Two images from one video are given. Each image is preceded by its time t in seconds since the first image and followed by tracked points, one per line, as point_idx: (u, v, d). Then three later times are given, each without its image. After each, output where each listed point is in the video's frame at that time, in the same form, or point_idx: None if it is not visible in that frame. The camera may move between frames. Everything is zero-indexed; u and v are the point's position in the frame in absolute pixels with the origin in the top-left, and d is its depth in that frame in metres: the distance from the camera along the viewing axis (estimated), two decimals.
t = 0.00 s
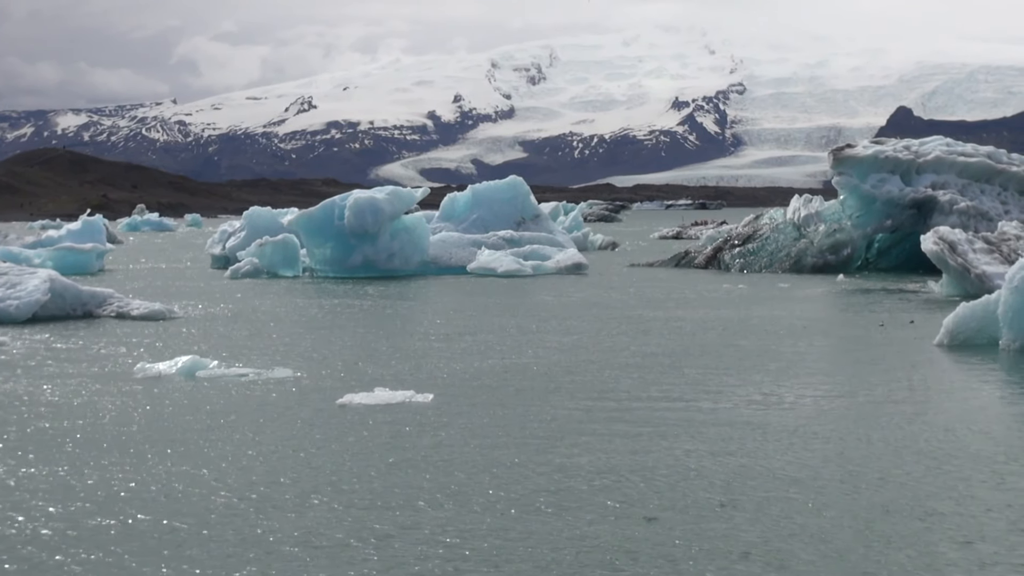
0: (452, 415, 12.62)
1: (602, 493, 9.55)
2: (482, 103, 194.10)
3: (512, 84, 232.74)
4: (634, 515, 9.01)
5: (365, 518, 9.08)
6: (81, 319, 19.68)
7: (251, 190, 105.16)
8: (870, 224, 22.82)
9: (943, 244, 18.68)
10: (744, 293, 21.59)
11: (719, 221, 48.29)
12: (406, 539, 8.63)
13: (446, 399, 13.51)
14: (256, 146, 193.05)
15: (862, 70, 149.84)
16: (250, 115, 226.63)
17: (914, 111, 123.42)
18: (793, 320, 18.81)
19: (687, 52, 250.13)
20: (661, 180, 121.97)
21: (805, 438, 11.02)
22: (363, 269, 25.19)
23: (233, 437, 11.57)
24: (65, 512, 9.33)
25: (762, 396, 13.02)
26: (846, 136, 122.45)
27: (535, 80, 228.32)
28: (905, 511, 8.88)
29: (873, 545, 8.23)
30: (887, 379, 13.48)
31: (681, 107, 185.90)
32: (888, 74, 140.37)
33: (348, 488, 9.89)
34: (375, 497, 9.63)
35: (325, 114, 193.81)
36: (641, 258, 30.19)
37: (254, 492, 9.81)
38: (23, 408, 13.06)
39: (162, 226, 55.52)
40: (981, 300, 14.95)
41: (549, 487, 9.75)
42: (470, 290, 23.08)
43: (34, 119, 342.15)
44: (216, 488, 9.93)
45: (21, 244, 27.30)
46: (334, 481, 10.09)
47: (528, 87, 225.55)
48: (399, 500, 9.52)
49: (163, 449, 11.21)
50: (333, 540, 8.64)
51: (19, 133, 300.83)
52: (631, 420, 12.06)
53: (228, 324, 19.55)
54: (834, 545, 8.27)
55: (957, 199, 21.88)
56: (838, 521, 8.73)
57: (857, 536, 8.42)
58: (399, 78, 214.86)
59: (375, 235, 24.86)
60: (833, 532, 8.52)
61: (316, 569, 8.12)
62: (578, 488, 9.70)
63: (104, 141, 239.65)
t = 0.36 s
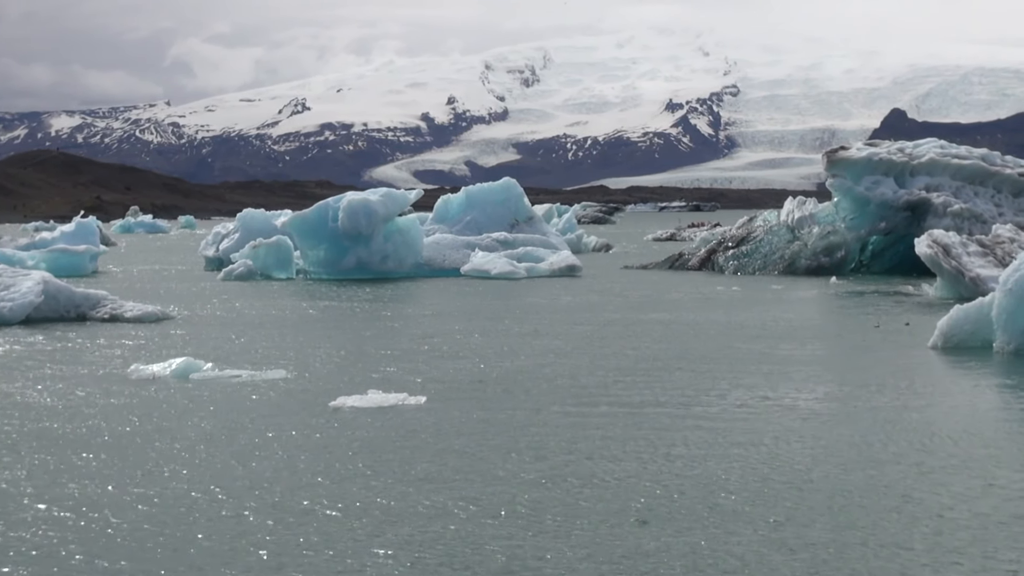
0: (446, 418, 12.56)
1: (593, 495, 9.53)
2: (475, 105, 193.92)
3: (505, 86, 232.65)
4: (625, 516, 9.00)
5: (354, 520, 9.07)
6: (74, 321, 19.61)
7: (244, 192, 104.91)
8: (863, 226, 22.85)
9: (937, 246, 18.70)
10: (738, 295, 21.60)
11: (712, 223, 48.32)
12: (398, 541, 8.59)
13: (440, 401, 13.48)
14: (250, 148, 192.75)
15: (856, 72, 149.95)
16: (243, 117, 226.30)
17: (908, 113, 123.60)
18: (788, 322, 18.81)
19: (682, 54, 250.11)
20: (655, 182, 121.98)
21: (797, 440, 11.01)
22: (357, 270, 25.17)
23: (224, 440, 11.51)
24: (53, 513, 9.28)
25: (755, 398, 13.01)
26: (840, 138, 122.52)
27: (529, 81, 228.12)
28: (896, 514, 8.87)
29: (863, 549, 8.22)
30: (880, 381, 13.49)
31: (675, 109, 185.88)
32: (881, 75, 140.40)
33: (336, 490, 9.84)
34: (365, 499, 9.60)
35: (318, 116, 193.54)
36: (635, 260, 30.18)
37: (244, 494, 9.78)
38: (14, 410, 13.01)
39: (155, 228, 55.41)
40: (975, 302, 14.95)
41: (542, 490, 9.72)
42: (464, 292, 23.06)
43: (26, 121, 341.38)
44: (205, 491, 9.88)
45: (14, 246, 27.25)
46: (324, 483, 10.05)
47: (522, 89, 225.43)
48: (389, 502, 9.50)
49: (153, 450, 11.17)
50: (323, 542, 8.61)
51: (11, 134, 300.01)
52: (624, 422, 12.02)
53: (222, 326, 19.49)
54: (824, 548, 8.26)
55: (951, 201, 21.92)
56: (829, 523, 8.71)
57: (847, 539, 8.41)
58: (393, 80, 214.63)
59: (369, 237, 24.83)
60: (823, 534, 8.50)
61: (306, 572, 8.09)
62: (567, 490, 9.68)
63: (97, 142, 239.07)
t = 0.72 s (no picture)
0: (433, 419, 12.52)
1: (580, 498, 9.47)
2: (465, 107, 193.73)
3: (495, 88, 232.28)
4: (611, 520, 8.94)
5: (339, 523, 9.00)
6: (62, 324, 19.53)
7: (234, 195, 104.67)
8: (853, 229, 22.87)
9: (927, 250, 18.73)
10: (727, 298, 21.62)
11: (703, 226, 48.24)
12: (379, 542, 8.56)
13: (427, 403, 13.42)
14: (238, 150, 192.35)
15: (846, 75, 149.99)
16: (232, 120, 225.90)
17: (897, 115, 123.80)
18: (776, 325, 18.83)
19: (673, 56, 249.96)
20: (644, 184, 121.96)
21: (787, 444, 10.95)
22: (346, 273, 25.12)
23: (208, 442, 11.46)
24: (33, 516, 9.21)
25: (745, 401, 12.97)
26: (830, 140, 122.56)
27: (519, 83, 228.09)
28: (885, 517, 8.83)
29: (850, 553, 8.17)
30: (870, 384, 13.47)
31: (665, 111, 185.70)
32: (872, 78, 140.45)
33: (321, 494, 9.77)
34: (349, 500, 9.58)
35: (307, 118, 193.23)
36: (624, 263, 30.17)
37: (228, 497, 9.71)
38: None
39: (145, 230, 55.26)
40: (964, 304, 14.98)
41: (526, 492, 9.71)
42: (453, 294, 23.02)
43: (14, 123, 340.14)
44: (189, 492, 9.84)
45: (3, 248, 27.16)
46: (308, 487, 9.98)
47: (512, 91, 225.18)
48: (374, 505, 9.44)
49: (137, 453, 11.09)
50: (306, 543, 8.59)
51: None
52: (610, 425, 11.98)
53: (211, 328, 19.43)
54: (811, 552, 8.21)
55: (941, 204, 21.96)
56: (815, 526, 8.69)
57: (835, 543, 8.36)
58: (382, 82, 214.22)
59: (359, 239, 24.79)
60: (809, 538, 8.45)
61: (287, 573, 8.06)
62: (553, 493, 9.63)
63: (86, 144, 238.39)
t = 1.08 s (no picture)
0: (417, 422, 12.48)
1: (564, 501, 9.48)
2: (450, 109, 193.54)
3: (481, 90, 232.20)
4: (595, 521, 8.94)
5: (323, 525, 8.99)
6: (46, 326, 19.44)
7: (219, 197, 104.32)
8: (838, 232, 22.95)
9: (912, 253, 18.76)
10: (712, 300, 21.65)
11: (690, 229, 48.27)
12: (363, 545, 8.53)
13: (412, 406, 13.37)
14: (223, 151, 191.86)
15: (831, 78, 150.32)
16: (216, 122, 225.37)
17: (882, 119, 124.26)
18: (762, 327, 18.85)
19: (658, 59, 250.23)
20: (629, 186, 122.06)
21: (774, 447, 10.96)
22: (331, 275, 25.07)
23: (189, 445, 11.38)
24: (12, 521, 9.12)
25: (730, 404, 12.98)
26: (815, 143, 122.81)
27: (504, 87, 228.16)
28: (868, 519, 8.86)
29: (835, 555, 8.19)
30: (856, 387, 13.47)
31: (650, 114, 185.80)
32: (857, 81, 140.82)
33: (304, 496, 9.72)
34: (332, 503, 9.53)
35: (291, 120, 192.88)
36: (609, 265, 30.19)
37: (213, 499, 9.69)
38: None
39: (130, 232, 55.07)
40: (949, 306, 14.98)
41: (510, 494, 9.69)
42: (438, 297, 22.99)
43: None
44: (170, 495, 9.78)
45: None
46: (294, 488, 9.95)
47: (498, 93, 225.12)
48: (357, 508, 9.40)
49: (117, 456, 11.01)
50: (291, 546, 8.55)
51: None
52: (594, 428, 11.96)
53: (196, 330, 19.34)
54: (792, 552, 8.25)
55: (926, 207, 22.05)
56: (800, 530, 8.68)
57: (819, 545, 8.38)
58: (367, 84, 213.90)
59: (344, 241, 24.75)
60: (795, 541, 8.47)
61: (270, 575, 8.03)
62: (536, 494, 9.65)
63: (71, 146, 237.55)
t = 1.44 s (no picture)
0: (394, 425, 12.48)
1: (537, 503, 9.47)
2: (429, 112, 193.40)
3: (459, 93, 232.16)
4: (570, 525, 8.91)
5: (297, 528, 8.93)
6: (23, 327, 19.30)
7: (198, 199, 103.92)
8: (817, 234, 23.06)
9: (891, 257, 18.84)
10: (691, 303, 21.71)
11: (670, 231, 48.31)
12: (333, 549, 8.49)
13: (390, 407, 13.34)
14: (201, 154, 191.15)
15: (809, 81, 150.83)
16: (195, 125, 224.57)
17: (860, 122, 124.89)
18: (740, 330, 18.91)
19: (637, 62, 250.59)
20: (608, 189, 122.28)
21: (750, 449, 10.98)
22: (310, 277, 25.02)
23: (160, 447, 11.31)
24: None
25: (708, 407, 13.00)
26: (793, 146, 123.18)
27: (483, 90, 228.10)
28: (842, 522, 8.86)
29: (808, 559, 8.18)
30: (833, 389, 13.51)
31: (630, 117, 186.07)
32: (835, 84, 141.34)
33: (278, 499, 9.67)
34: (303, 506, 9.49)
35: (270, 122, 192.36)
36: (588, 268, 30.23)
37: (182, 502, 9.61)
38: None
39: (109, 234, 54.80)
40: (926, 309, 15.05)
41: (484, 497, 9.67)
42: (417, 300, 22.94)
43: None
44: (138, 497, 9.71)
45: None
46: (269, 491, 9.89)
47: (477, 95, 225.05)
48: (328, 510, 9.37)
49: (85, 458, 10.94)
50: (261, 549, 8.49)
51: None
52: (570, 431, 11.94)
53: (174, 332, 19.24)
54: (765, 556, 8.25)
55: (904, 210, 22.17)
56: (771, 531, 8.70)
57: (794, 548, 8.38)
58: (346, 86, 213.47)
59: (324, 243, 24.70)
60: (769, 544, 8.46)
61: None
62: (512, 497, 9.62)
63: (48, 149, 236.22)
